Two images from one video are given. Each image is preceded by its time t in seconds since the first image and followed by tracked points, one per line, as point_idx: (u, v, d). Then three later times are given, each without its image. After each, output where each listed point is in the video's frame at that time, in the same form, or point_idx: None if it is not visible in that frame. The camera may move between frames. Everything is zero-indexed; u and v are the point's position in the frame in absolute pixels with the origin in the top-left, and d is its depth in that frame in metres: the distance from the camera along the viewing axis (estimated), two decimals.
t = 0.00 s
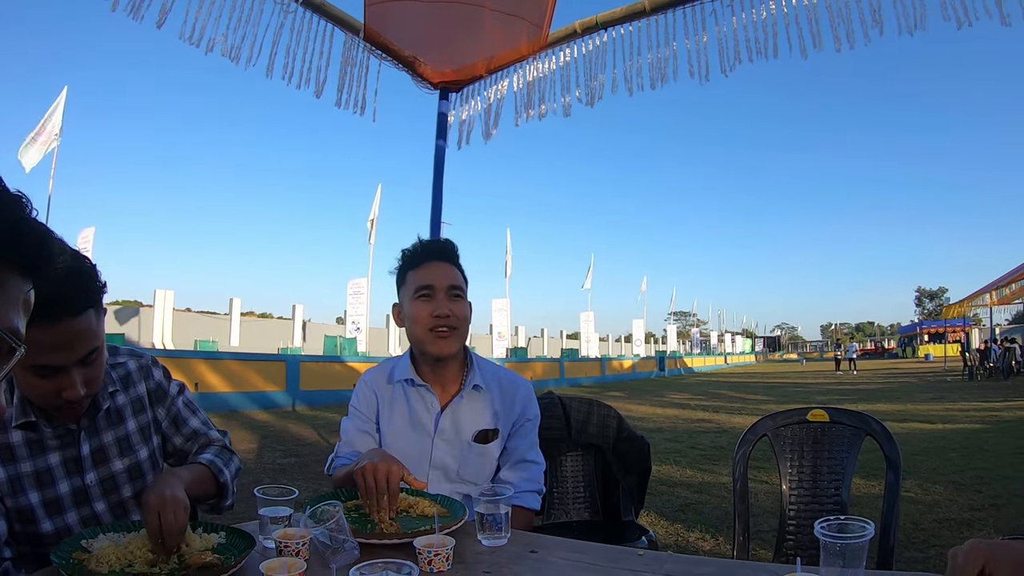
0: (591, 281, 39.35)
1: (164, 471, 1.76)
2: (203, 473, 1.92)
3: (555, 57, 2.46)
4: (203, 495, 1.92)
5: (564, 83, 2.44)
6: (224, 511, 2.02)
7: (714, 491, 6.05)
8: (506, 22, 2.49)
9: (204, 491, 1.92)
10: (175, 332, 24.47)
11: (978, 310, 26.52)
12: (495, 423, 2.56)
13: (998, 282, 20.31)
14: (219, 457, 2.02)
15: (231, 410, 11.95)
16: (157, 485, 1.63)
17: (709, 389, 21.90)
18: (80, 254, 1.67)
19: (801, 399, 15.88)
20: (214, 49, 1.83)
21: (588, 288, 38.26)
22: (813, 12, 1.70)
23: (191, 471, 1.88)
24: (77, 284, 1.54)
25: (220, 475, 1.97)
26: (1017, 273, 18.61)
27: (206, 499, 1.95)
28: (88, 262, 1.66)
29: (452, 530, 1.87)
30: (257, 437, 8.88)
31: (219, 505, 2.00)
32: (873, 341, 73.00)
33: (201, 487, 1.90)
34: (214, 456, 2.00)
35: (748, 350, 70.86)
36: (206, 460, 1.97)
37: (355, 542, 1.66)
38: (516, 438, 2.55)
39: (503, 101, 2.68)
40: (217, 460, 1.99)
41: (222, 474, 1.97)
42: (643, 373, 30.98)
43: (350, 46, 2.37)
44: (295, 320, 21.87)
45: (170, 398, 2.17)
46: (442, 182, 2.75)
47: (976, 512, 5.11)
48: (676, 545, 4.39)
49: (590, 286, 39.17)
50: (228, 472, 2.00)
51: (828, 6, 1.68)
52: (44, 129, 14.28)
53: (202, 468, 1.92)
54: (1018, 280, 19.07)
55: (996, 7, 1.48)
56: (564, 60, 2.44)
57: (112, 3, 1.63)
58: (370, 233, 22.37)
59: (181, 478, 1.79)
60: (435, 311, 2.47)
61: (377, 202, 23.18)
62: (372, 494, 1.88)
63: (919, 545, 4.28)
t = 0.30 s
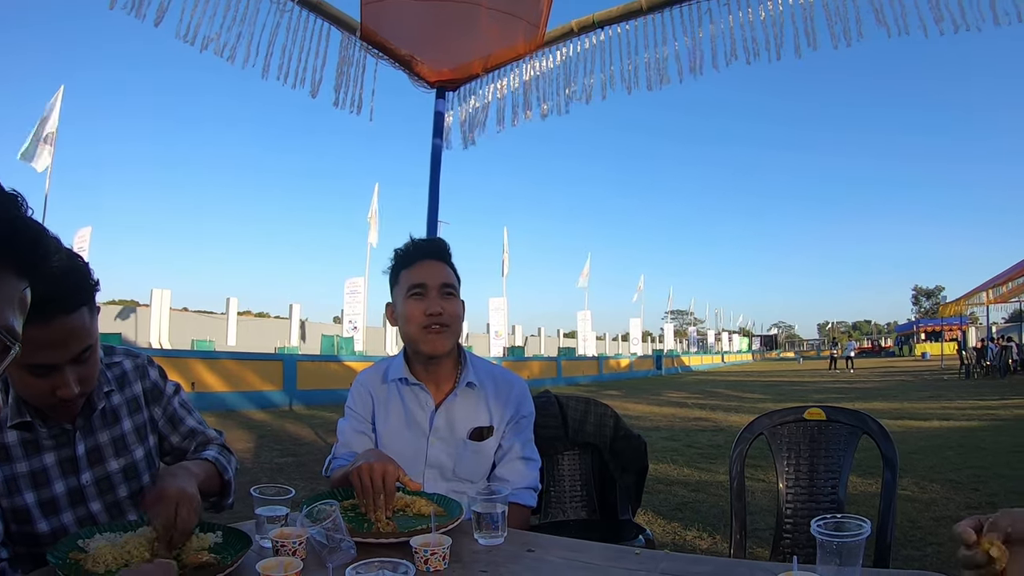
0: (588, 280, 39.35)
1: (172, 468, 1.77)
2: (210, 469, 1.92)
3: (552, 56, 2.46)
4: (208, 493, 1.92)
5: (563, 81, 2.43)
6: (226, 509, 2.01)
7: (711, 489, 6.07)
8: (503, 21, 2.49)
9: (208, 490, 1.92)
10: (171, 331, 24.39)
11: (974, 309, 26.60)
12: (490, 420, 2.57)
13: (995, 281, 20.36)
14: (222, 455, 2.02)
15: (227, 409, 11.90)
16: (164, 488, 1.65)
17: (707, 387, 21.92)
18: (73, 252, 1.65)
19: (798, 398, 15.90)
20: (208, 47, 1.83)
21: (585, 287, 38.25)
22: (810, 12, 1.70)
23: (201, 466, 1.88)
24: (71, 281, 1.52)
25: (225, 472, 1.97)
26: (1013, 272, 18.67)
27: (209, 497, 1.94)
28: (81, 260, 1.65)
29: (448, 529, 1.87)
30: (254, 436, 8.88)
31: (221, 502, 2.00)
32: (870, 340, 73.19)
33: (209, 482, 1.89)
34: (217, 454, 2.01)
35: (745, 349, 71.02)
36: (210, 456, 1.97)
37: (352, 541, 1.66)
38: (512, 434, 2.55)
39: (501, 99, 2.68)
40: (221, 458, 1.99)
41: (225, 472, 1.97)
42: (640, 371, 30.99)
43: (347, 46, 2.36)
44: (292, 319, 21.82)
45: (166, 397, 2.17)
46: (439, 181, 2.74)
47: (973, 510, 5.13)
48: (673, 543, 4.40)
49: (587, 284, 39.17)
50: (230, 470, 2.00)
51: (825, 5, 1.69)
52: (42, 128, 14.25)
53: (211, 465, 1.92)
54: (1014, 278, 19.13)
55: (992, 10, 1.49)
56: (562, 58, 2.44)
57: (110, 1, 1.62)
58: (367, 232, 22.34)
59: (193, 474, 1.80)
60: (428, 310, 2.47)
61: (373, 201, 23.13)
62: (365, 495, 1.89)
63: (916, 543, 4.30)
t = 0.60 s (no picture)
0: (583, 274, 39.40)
1: (164, 468, 1.75)
2: (203, 471, 1.91)
3: (545, 50, 2.43)
4: (202, 495, 1.92)
5: (557, 75, 2.41)
6: (220, 511, 2.01)
7: (706, 483, 6.10)
8: (497, 15, 2.48)
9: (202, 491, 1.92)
10: (165, 326, 24.32)
11: (968, 303, 26.76)
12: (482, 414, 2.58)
13: (989, 275, 20.50)
14: (215, 455, 2.02)
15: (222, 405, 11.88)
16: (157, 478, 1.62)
17: (701, 381, 22.02)
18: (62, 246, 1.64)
19: (792, 392, 16.00)
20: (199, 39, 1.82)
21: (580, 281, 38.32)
22: (805, 5, 1.69)
23: (190, 470, 1.87)
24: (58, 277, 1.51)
25: (218, 474, 1.96)
26: (1007, 266, 18.79)
27: (203, 499, 1.94)
28: (70, 254, 1.63)
29: (443, 525, 1.87)
30: (248, 432, 8.86)
31: (215, 504, 1.99)
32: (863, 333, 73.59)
33: (201, 487, 1.88)
34: (210, 454, 2.00)
35: (739, 343, 71.31)
36: (202, 458, 1.96)
37: (346, 537, 1.66)
38: (504, 428, 2.56)
39: (494, 93, 2.67)
40: (214, 459, 1.98)
41: (218, 473, 1.97)
42: (635, 366, 31.06)
43: (340, 39, 2.34)
44: (286, 314, 21.77)
45: (159, 394, 2.16)
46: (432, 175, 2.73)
47: (966, 503, 5.18)
48: (668, 537, 4.43)
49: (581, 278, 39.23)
50: (225, 470, 2.00)
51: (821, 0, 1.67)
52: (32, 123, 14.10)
53: (202, 468, 1.91)
54: (1008, 272, 19.24)
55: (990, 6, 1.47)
56: (555, 53, 2.41)
57: None
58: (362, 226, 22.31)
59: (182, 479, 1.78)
60: (420, 304, 2.47)
61: (367, 195, 23.05)
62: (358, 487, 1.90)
63: (910, 537, 4.34)
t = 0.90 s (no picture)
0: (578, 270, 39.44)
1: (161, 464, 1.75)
2: (200, 460, 1.92)
3: (540, 46, 2.42)
4: (200, 483, 1.93)
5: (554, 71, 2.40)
6: (219, 498, 2.02)
7: (701, 478, 6.13)
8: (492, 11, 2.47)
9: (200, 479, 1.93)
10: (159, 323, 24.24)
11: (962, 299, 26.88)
12: (476, 409, 2.58)
13: (984, 271, 20.60)
14: (214, 445, 2.02)
15: (217, 401, 11.86)
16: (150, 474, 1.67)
17: (696, 376, 22.11)
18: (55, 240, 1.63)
19: (787, 386, 16.07)
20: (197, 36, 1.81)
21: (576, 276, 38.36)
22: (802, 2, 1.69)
23: (187, 457, 1.87)
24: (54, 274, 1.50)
25: (216, 462, 1.97)
26: (1002, 262, 18.88)
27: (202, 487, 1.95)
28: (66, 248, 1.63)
29: (440, 520, 1.88)
30: (245, 428, 8.86)
31: (214, 492, 2.01)
32: (858, 328, 73.89)
33: (199, 473, 1.90)
34: (208, 444, 2.01)
35: (734, 338, 71.57)
36: (200, 447, 1.97)
37: (344, 534, 1.67)
38: (498, 423, 2.56)
39: (490, 89, 2.66)
40: (212, 447, 1.99)
41: (217, 461, 1.97)
42: (630, 361, 31.14)
43: (335, 35, 2.34)
44: (281, 311, 21.73)
45: (158, 391, 2.17)
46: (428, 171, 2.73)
47: (960, 498, 5.22)
48: (664, 532, 4.45)
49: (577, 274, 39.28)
50: (223, 459, 2.01)
51: None
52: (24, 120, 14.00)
53: (199, 456, 1.92)
54: (1002, 267, 19.34)
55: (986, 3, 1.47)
56: (550, 49, 2.40)
57: None
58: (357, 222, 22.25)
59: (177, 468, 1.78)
60: (413, 300, 2.47)
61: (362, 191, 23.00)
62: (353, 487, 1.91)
63: (905, 531, 4.37)
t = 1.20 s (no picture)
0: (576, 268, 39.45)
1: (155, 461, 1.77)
2: (195, 465, 1.93)
3: (539, 44, 2.42)
4: (195, 488, 1.94)
5: (552, 69, 2.40)
6: (215, 504, 2.03)
7: (699, 475, 6.15)
8: (491, 9, 2.47)
9: (196, 485, 1.94)
10: (157, 321, 24.21)
11: (960, 297, 26.95)
12: (473, 407, 2.58)
13: (982, 269, 20.65)
14: (210, 449, 2.03)
15: (216, 399, 11.86)
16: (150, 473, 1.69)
17: (694, 373, 22.15)
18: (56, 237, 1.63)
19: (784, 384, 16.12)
20: (198, 36, 1.83)
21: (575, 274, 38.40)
22: None
23: (180, 463, 1.88)
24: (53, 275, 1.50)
25: (212, 468, 1.98)
26: (1000, 260, 18.94)
27: (198, 492, 1.96)
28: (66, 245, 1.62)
29: (439, 518, 1.89)
30: (243, 427, 8.86)
31: (210, 498, 2.01)
32: (856, 326, 74.01)
33: (194, 480, 1.90)
34: (204, 449, 2.01)
35: (732, 335, 71.71)
36: (197, 452, 1.98)
37: (344, 531, 1.68)
38: (496, 419, 2.57)
39: (489, 87, 2.66)
40: (208, 452, 2.00)
41: (213, 466, 1.98)
42: (628, 358, 31.18)
43: (333, 33, 2.34)
44: (280, 309, 21.71)
45: (157, 391, 2.18)
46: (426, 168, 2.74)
47: (957, 496, 5.24)
48: (662, 529, 4.47)
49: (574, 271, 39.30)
50: (219, 464, 2.01)
51: None
52: (22, 119, 13.96)
53: (194, 462, 1.92)
54: (1000, 265, 19.40)
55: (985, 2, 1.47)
56: (549, 46, 2.40)
57: None
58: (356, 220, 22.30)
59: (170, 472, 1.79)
60: (409, 298, 2.48)
61: (360, 189, 23.00)
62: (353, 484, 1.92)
63: (903, 529, 4.39)
